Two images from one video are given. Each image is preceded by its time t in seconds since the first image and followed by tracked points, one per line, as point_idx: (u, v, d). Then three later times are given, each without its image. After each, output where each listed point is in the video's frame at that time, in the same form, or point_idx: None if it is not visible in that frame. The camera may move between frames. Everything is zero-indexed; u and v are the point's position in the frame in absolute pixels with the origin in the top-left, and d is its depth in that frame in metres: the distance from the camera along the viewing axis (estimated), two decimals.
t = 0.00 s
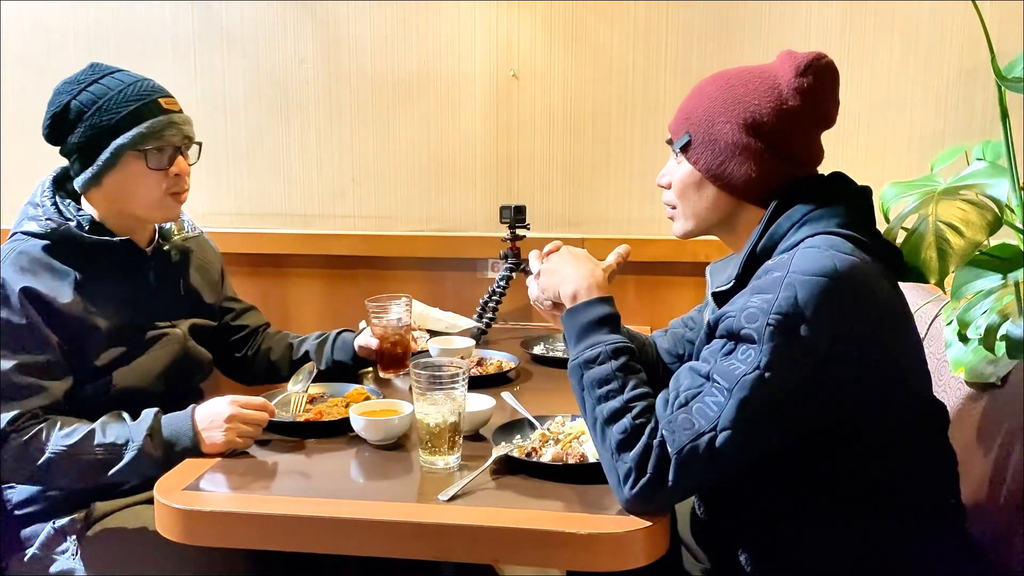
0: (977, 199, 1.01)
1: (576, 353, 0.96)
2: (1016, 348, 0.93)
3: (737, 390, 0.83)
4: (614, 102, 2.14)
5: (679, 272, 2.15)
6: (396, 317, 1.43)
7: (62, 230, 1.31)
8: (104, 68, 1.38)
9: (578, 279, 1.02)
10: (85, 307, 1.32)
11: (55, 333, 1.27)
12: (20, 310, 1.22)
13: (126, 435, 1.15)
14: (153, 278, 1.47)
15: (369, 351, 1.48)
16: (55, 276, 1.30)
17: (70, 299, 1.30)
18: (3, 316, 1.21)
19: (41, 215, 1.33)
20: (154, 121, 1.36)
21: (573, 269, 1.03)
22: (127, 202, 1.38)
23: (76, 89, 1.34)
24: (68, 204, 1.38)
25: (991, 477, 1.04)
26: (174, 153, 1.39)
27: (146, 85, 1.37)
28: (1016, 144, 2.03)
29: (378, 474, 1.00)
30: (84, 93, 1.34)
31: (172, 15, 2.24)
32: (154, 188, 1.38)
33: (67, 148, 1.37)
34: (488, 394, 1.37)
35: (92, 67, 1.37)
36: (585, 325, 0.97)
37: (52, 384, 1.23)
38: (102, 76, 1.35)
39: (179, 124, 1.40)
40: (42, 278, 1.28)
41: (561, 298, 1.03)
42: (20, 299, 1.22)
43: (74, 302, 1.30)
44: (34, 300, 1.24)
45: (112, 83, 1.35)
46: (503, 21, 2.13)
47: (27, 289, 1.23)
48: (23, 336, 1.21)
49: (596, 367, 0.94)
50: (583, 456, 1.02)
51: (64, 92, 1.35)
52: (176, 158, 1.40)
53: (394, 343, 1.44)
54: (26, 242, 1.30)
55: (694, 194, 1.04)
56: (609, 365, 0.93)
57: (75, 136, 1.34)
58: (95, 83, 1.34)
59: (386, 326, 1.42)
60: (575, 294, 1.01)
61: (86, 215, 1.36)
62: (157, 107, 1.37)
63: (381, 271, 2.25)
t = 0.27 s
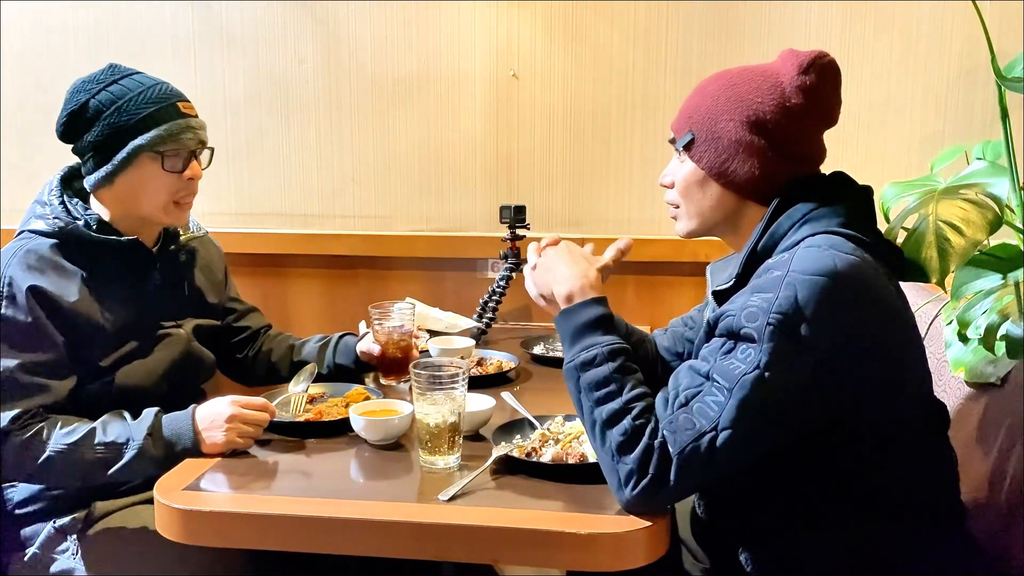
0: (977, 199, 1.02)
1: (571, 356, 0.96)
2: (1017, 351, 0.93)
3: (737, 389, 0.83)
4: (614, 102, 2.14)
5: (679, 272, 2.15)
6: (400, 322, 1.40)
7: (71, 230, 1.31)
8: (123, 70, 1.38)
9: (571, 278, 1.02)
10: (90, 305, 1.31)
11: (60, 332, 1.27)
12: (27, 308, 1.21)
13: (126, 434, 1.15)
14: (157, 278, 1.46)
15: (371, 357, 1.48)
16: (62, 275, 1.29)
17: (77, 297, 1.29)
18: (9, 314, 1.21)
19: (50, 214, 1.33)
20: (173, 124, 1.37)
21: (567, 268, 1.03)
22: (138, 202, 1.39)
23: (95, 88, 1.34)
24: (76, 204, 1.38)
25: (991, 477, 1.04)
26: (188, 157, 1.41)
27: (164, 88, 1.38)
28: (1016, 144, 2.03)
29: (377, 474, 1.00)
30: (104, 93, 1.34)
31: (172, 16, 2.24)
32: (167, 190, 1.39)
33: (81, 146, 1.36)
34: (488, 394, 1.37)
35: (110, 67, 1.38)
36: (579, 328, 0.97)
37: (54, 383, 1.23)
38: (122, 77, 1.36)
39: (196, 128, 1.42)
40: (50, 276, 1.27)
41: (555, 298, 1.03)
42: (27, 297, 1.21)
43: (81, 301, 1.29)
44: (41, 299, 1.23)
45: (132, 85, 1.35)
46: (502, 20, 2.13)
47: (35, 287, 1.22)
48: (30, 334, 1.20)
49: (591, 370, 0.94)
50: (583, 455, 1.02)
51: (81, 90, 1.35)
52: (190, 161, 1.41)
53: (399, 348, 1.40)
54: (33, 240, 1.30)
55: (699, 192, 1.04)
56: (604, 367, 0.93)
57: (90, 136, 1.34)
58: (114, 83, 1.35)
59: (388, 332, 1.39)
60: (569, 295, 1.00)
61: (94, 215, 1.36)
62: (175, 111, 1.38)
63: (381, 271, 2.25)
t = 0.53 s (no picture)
0: (977, 199, 1.02)
1: (564, 357, 0.96)
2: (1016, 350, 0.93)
3: (737, 387, 0.83)
4: (615, 102, 2.14)
5: (680, 272, 2.15)
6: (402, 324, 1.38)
7: (69, 230, 1.32)
8: (129, 69, 1.38)
9: (563, 280, 1.02)
10: (90, 304, 1.31)
11: (60, 332, 1.27)
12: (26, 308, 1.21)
13: (126, 435, 1.15)
14: (158, 278, 1.47)
15: (372, 359, 1.48)
16: (61, 275, 1.28)
17: (76, 297, 1.28)
18: (8, 314, 1.21)
19: (48, 214, 1.33)
20: (182, 124, 1.37)
21: (558, 270, 1.04)
22: (145, 201, 1.39)
23: (102, 86, 1.33)
24: (74, 204, 1.38)
25: (991, 477, 1.04)
26: (194, 157, 1.42)
27: (172, 89, 1.39)
28: (1016, 144, 2.03)
29: (378, 474, 1.00)
30: (112, 92, 1.33)
31: (172, 16, 2.24)
32: (173, 190, 1.40)
33: (86, 145, 1.36)
34: (488, 394, 1.37)
35: (116, 66, 1.37)
36: (570, 329, 0.97)
37: (54, 383, 1.23)
38: (130, 76, 1.36)
39: (202, 129, 1.43)
40: (49, 277, 1.26)
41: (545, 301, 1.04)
42: (26, 297, 1.21)
43: (80, 301, 1.29)
44: (40, 299, 1.23)
45: (140, 85, 1.35)
46: (502, 20, 2.13)
47: (34, 288, 1.22)
48: (29, 335, 1.21)
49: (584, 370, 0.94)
50: (582, 455, 1.02)
51: (88, 88, 1.34)
52: (196, 161, 1.42)
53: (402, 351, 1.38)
54: (32, 240, 1.29)
55: (698, 191, 1.04)
56: (597, 368, 0.93)
57: (98, 134, 1.34)
58: (123, 83, 1.34)
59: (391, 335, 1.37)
60: (557, 299, 1.01)
61: (92, 215, 1.36)
62: (184, 112, 1.39)
63: (381, 272, 2.25)
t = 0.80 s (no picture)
0: (977, 197, 1.02)
1: (581, 351, 0.97)
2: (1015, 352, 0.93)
3: (741, 394, 0.83)
4: (615, 102, 2.14)
5: (680, 272, 2.15)
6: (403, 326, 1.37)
7: (67, 229, 1.31)
8: (127, 69, 1.38)
9: (584, 275, 1.03)
10: (89, 304, 1.31)
11: (58, 332, 1.27)
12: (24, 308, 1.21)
13: (126, 435, 1.15)
14: (156, 276, 1.47)
15: (374, 361, 1.47)
16: (59, 275, 1.28)
17: (75, 297, 1.29)
18: (6, 314, 1.21)
19: (46, 213, 1.33)
20: (181, 122, 1.38)
21: (578, 267, 1.04)
22: (143, 200, 1.39)
23: (102, 85, 1.33)
24: (71, 204, 1.38)
25: (992, 477, 1.04)
26: (193, 156, 1.42)
27: (171, 88, 1.39)
28: (1016, 144, 2.03)
29: (378, 474, 1.00)
30: (111, 90, 1.33)
31: (172, 16, 2.24)
32: (172, 188, 1.40)
33: (86, 143, 1.35)
34: (488, 394, 1.37)
35: (115, 65, 1.37)
36: (590, 323, 0.98)
37: (54, 383, 1.23)
38: (129, 75, 1.36)
39: (201, 129, 1.43)
40: (47, 276, 1.26)
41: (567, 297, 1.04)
42: (24, 297, 1.21)
43: (79, 301, 1.29)
44: (38, 299, 1.24)
45: (140, 83, 1.35)
46: (502, 20, 2.13)
47: (31, 287, 1.22)
48: (27, 334, 1.21)
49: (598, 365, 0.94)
50: (583, 456, 1.02)
51: (87, 86, 1.34)
52: (195, 160, 1.42)
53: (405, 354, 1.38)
54: (30, 240, 1.29)
55: (701, 188, 1.04)
56: (611, 364, 0.94)
57: (98, 132, 1.33)
58: (122, 81, 1.34)
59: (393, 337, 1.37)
60: (578, 294, 1.01)
61: (90, 214, 1.36)
62: (183, 111, 1.39)
63: (381, 271, 2.25)
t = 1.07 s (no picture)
0: (978, 198, 1.02)
1: (582, 351, 0.97)
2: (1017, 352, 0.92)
3: (741, 394, 0.83)
4: (615, 102, 2.14)
5: (680, 272, 2.15)
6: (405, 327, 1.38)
7: (66, 230, 1.31)
8: (125, 69, 1.37)
9: (587, 275, 1.03)
10: (89, 304, 1.31)
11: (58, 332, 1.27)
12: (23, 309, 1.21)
13: (126, 435, 1.15)
14: (153, 276, 1.47)
15: (376, 362, 1.47)
16: (58, 276, 1.28)
17: (74, 297, 1.29)
18: (5, 315, 1.21)
19: (44, 215, 1.33)
20: (182, 120, 1.38)
21: (581, 267, 1.04)
22: (144, 198, 1.40)
23: (101, 85, 1.33)
24: (70, 204, 1.38)
25: (992, 477, 1.04)
26: (194, 155, 1.42)
27: (169, 86, 1.39)
28: (1016, 144, 2.03)
29: (378, 474, 1.00)
30: (111, 90, 1.33)
31: (172, 15, 2.24)
32: (175, 186, 1.40)
33: (86, 144, 1.35)
34: (488, 394, 1.37)
35: (112, 66, 1.37)
36: (592, 323, 0.98)
37: (54, 383, 1.23)
38: (128, 75, 1.35)
39: (200, 126, 1.43)
40: (46, 277, 1.27)
41: (569, 294, 1.05)
42: (24, 298, 1.21)
43: (77, 301, 1.29)
44: (37, 300, 1.24)
45: (139, 83, 1.35)
46: (502, 20, 2.13)
47: (30, 288, 1.22)
48: (26, 335, 1.20)
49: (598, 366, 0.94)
50: (583, 456, 1.02)
51: (86, 87, 1.33)
52: (196, 159, 1.43)
53: (407, 355, 1.38)
54: (28, 241, 1.29)
55: (700, 189, 1.04)
56: (611, 364, 0.94)
57: (98, 132, 1.33)
58: (122, 81, 1.34)
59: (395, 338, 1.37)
60: (582, 293, 1.02)
61: (88, 215, 1.36)
62: (183, 109, 1.40)
63: (381, 271, 2.25)
